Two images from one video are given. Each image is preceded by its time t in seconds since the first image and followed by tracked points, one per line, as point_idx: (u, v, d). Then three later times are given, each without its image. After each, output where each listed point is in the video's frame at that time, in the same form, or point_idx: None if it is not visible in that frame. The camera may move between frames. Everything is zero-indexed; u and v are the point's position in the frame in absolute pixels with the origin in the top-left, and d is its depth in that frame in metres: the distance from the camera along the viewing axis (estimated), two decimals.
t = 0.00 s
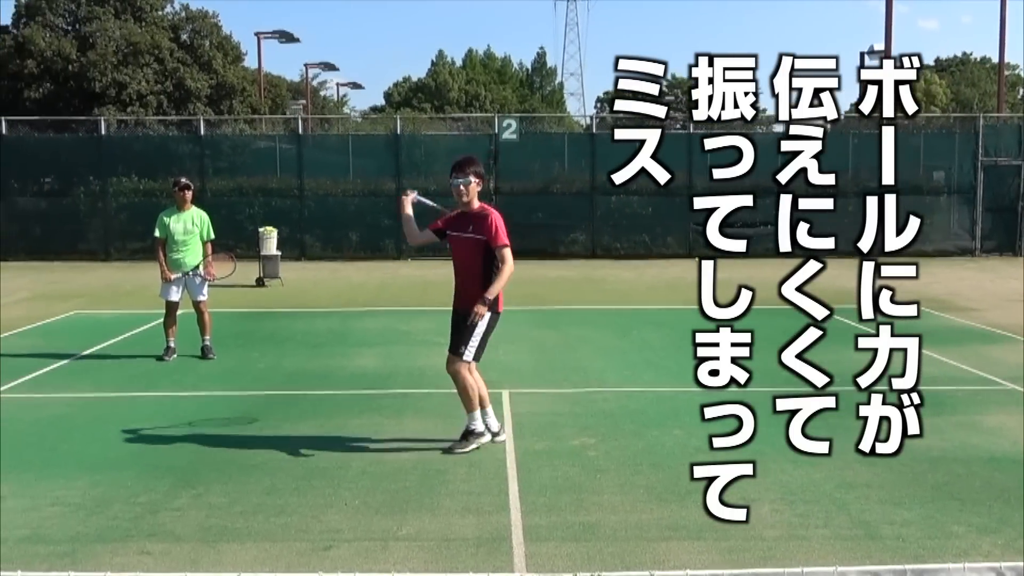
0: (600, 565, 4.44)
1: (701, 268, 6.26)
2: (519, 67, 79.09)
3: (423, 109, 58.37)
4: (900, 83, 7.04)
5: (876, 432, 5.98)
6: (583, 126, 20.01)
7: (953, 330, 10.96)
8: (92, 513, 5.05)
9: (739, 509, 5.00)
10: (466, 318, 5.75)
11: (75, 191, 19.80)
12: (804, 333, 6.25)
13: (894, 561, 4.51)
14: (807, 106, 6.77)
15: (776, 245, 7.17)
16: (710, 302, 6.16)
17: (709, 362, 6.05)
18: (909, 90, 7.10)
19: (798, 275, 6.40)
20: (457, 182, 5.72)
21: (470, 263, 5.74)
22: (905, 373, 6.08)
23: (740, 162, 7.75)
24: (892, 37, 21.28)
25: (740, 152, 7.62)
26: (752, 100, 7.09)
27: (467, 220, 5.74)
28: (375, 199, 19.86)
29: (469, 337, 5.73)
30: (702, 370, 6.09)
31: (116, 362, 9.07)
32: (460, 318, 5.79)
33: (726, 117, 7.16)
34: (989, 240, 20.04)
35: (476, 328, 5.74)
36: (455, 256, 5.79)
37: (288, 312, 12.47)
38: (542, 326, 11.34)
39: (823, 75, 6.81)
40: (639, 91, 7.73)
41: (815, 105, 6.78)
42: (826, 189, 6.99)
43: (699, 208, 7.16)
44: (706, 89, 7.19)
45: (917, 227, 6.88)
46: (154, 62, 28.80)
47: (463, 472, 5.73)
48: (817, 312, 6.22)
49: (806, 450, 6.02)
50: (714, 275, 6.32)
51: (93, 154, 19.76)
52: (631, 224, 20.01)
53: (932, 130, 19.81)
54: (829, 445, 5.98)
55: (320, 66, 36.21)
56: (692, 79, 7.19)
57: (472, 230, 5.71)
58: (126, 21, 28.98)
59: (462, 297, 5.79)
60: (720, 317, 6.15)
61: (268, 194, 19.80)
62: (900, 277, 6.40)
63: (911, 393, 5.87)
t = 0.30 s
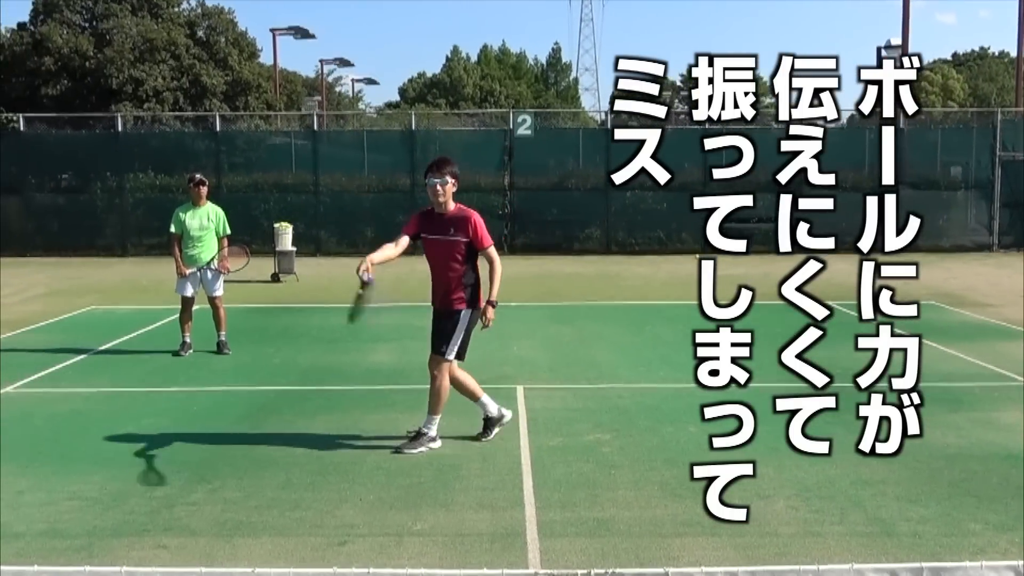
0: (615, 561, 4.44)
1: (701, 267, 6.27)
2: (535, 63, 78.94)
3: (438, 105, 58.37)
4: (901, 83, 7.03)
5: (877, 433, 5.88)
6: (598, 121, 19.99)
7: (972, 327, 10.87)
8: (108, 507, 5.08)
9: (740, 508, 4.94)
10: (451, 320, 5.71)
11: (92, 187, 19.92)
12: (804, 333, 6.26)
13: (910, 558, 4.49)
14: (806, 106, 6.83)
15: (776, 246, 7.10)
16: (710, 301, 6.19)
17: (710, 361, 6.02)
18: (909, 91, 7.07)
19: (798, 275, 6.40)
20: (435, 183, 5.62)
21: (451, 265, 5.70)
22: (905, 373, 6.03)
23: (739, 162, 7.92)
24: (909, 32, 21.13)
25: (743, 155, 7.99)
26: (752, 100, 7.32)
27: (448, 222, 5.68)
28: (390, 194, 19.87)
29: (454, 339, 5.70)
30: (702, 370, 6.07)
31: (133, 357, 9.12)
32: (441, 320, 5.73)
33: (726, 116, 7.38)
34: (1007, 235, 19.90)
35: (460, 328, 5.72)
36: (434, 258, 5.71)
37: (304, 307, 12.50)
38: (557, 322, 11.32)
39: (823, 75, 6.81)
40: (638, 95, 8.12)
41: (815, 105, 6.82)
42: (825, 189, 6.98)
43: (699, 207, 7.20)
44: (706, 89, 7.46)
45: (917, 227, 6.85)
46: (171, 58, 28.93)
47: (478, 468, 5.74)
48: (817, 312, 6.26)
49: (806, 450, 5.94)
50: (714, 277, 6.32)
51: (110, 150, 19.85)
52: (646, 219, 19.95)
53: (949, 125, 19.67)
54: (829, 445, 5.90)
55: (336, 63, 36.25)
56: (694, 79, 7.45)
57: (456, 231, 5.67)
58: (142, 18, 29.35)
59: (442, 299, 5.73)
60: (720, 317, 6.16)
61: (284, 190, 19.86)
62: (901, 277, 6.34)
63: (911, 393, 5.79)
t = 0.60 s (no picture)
0: (632, 558, 4.41)
1: (701, 267, 6.20)
2: (551, 57, 78.82)
3: (453, 99, 58.36)
4: (901, 83, 6.94)
5: (876, 432, 5.70)
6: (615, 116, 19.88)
7: (990, 323, 10.79)
8: (125, 500, 5.09)
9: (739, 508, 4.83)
10: (447, 311, 5.70)
11: (109, 181, 20.00)
12: (804, 332, 6.20)
13: (930, 557, 4.44)
14: (807, 106, 6.78)
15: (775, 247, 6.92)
16: (710, 301, 6.14)
17: (710, 361, 5.97)
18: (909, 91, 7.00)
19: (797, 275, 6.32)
20: (417, 176, 5.55)
21: (441, 256, 5.67)
22: (905, 373, 5.94)
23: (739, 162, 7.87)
24: (928, 25, 20.95)
25: (741, 154, 7.88)
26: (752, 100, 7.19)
27: (433, 214, 5.65)
28: (405, 189, 19.87)
29: (454, 330, 5.70)
30: (702, 369, 6.02)
31: (149, 350, 9.15)
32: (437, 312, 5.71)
33: (726, 117, 7.30)
34: None
35: (459, 318, 5.72)
36: (423, 252, 5.67)
37: (319, 301, 12.52)
38: (573, 316, 11.30)
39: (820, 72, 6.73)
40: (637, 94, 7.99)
41: (815, 105, 6.76)
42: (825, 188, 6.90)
43: (699, 207, 7.24)
44: (706, 90, 7.36)
45: (917, 227, 6.73)
46: (187, 52, 28.99)
47: (494, 463, 5.72)
48: (816, 312, 6.21)
49: (806, 451, 5.75)
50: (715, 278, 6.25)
51: (128, 143, 19.90)
52: (662, 214, 19.89)
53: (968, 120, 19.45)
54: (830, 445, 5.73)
55: (352, 57, 36.28)
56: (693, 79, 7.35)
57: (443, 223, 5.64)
58: (160, 12, 29.29)
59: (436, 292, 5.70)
60: (720, 317, 6.11)
61: (300, 184, 19.90)
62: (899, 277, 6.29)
63: (911, 392, 5.62)
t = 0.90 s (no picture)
0: (673, 554, 4.37)
1: (701, 268, 6.12)
2: (592, 50, 78.41)
3: (494, 93, 58.35)
4: (901, 83, 6.87)
5: (876, 432, 5.60)
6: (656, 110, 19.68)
7: None
8: (168, 489, 5.16)
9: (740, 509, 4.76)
10: (467, 300, 5.69)
11: (154, 173, 20.25)
12: (804, 332, 6.21)
13: (976, 559, 4.36)
14: (807, 106, 6.83)
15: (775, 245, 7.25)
16: (710, 302, 6.08)
17: (709, 361, 5.90)
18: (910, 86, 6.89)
19: (797, 276, 6.32)
20: (441, 163, 5.54)
21: (461, 245, 5.67)
22: (904, 374, 5.83)
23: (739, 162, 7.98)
24: (977, 18, 20.58)
25: (741, 152, 8.10)
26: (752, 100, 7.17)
27: (454, 202, 5.65)
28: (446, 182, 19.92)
29: (473, 319, 5.70)
30: (702, 369, 5.95)
31: (192, 340, 9.26)
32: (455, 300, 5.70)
33: (726, 117, 7.35)
34: None
35: (477, 307, 5.72)
36: (443, 240, 5.65)
37: (359, 293, 12.58)
38: (612, 311, 11.25)
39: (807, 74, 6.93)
40: (642, 93, 8.09)
41: (815, 105, 6.86)
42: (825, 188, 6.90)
43: (698, 206, 7.16)
44: (706, 89, 7.41)
45: (918, 227, 6.65)
46: (231, 46, 29.28)
47: (533, 457, 5.71)
48: (818, 312, 6.26)
49: (806, 451, 5.65)
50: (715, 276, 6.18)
51: (173, 136, 20.16)
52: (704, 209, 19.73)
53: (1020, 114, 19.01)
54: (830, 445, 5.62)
55: (393, 49, 36.38)
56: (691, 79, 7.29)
57: (463, 211, 5.65)
58: (204, 5, 29.64)
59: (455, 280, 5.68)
60: (720, 316, 6.05)
61: (342, 176, 20.03)
62: (899, 277, 6.18)
63: (911, 392, 5.49)
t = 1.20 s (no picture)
0: (692, 551, 4.35)
1: (701, 267, 6.11)
2: (614, 45, 78.08)
3: (516, 87, 58.22)
4: (900, 83, 7.19)
5: (876, 432, 5.67)
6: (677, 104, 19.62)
7: None
8: (190, 480, 5.19)
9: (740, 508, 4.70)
10: (475, 293, 5.67)
11: (177, 166, 20.38)
12: (804, 332, 6.19)
13: (1000, 559, 4.31)
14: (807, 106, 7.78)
15: (775, 244, 7.36)
16: (710, 302, 6.05)
17: (709, 362, 5.87)
18: (910, 89, 7.25)
19: (796, 277, 6.26)
20: (453, 154, 5.55)
21: (471, 237, 5.66)
22: (904, 375, 5.86)
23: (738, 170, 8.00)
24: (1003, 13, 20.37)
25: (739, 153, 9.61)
26: (751, 100, 8.40)
27: (465, 194, 5.66)
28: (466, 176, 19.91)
29: (482, 312, 5.68)
30: (702, 369, 5.93)
31: (213, 333, 9.30)
32: (464, 292, 5.67)
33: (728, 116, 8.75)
34: None
35: (485, 300, 5.70)
36: (453, 231, 5.65)
37: (379, 287, 12.60)
38: (633, 306, 11.22)
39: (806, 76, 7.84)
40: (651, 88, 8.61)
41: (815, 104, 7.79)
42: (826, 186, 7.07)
43: (699, 207, 7.16)
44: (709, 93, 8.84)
45: (917, 227, 6.80)
46: (254, 39, 29.35)
47: (553, 451, 5.70)
48: (818, 312, 6.25)
49: (805, 450, 5.68)
50: (715, 275, 6.18)
51: (196, 129, 20.27)
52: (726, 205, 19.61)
53: None
54: (830, 446, 5.68)
55: (415, 44, 36.40)
56: (696, 77, 8.65)
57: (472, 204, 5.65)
58: None
59: (463, 272, 5.67)
60: (720, 317, 6.06)
61: (363, 170, 20.05)
62: (899, 276, 6.27)
63: (911, 392, 5.60)
